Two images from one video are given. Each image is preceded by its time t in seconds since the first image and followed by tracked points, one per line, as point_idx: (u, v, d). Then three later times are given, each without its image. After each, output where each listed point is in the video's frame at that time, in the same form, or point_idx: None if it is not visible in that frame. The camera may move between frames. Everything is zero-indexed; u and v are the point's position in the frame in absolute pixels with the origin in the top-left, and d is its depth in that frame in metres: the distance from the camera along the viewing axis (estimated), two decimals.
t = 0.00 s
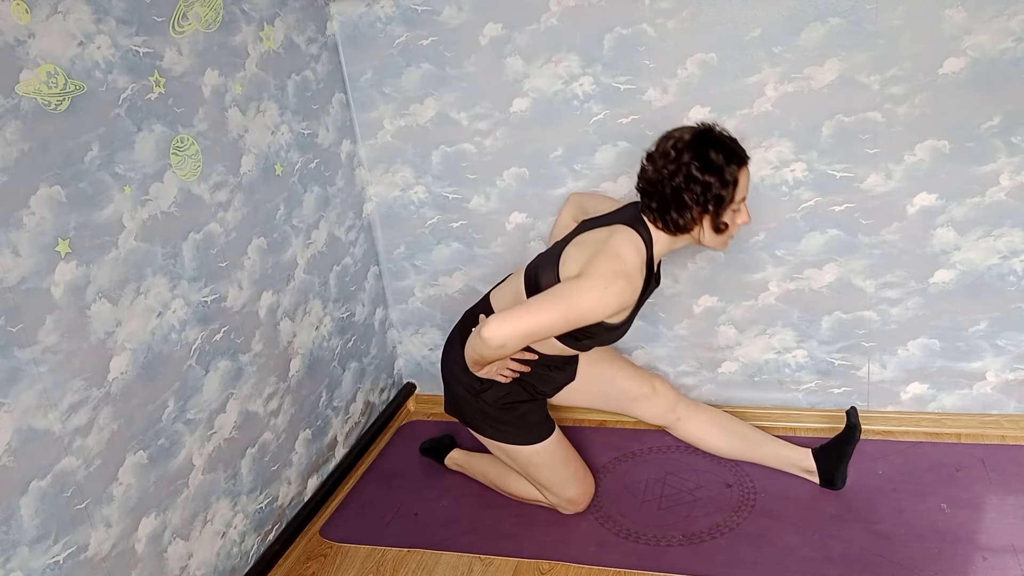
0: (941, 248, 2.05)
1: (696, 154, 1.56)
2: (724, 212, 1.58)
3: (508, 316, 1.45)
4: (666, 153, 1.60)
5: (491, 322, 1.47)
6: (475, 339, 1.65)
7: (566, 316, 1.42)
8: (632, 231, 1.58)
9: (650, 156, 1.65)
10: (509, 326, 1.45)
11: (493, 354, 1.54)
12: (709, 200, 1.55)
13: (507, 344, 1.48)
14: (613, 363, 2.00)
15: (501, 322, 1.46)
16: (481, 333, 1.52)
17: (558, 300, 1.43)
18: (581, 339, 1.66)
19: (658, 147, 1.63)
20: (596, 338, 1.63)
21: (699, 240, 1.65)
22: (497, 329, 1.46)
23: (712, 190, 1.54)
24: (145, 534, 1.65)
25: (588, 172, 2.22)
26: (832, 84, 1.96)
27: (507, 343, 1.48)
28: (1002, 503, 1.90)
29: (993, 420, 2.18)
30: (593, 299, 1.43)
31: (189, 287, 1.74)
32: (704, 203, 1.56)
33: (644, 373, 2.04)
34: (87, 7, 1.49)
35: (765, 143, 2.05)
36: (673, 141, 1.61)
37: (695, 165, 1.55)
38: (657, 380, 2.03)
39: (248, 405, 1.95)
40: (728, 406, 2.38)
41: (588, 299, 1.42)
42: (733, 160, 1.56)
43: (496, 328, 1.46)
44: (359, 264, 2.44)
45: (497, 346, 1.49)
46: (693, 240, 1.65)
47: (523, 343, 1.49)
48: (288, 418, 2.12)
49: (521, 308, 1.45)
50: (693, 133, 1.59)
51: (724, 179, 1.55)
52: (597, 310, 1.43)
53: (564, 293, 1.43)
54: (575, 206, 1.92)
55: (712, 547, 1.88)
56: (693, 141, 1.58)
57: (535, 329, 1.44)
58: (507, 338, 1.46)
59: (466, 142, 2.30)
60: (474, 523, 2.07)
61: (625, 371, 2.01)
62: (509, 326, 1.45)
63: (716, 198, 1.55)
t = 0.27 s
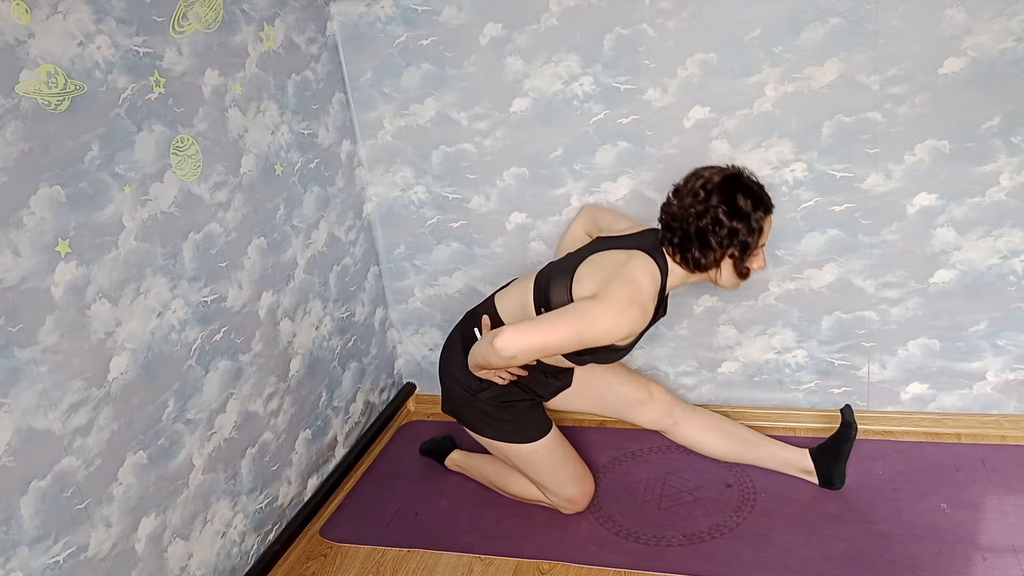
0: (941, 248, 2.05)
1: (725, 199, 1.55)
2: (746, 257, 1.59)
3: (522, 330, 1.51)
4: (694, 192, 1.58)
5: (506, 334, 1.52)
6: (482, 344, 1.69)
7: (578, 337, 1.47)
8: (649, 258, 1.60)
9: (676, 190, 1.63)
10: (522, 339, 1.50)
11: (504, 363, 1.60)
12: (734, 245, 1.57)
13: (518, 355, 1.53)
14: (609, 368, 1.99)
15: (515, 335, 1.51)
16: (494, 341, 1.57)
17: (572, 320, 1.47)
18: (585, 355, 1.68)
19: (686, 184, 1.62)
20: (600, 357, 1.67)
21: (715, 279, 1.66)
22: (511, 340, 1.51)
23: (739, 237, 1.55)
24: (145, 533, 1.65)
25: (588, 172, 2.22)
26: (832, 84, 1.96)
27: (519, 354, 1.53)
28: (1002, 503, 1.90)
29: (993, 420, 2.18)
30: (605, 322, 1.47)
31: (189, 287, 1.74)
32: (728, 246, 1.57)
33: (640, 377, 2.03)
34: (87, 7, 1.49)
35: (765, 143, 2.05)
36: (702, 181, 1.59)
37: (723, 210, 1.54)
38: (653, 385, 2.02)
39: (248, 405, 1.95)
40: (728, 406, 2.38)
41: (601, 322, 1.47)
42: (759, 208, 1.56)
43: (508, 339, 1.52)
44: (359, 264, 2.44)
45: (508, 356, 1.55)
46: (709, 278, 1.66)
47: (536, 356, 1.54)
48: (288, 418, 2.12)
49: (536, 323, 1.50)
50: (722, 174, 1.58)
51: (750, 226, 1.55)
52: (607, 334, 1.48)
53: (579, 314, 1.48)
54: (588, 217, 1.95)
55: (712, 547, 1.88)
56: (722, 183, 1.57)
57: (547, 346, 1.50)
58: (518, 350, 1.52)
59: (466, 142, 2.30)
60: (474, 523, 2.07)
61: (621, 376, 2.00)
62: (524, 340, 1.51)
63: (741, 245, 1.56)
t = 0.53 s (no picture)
0: (941, 248, 2.05)
1: (742, 235, 1.57)
2: (757, 293, 1.63)
3: (529, 344, 1.52)
4: (711, 225, 1.60)
5: (515, 346, 1.54)
6: (485, 349, 1.70)
7: (584, 355, 1.49)
8: (659, 279, 1.60)
9: (692, 220, 1.65)
10: (529, 353, 1.52)
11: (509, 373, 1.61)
12: (746, 281, 1.60)
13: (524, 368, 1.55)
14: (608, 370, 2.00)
15: (522, 348, 1.53)
16: (500, 351, 1.59)
17: (579, 337, 1.48)
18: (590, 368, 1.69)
19: (702, 215, 1.64)
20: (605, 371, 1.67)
21: (723, 310, 1.70)
22: (518, 353, 1.53)
23: (753, 274, 1.58)
24: (145, 533, 1.65)
25: (588, 172, 2.22)
26: (832, 84, 1.96)
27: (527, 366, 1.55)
28: (1002, 503, 1.90)
29: (993, 420, 2.18)
30: (612, 341, 1.48)
31: (189, 287, 1.74)
32: (741, 281, 1.59)
33: (638, 378, 2.03)
34: (87, 7, 1.49)
35: (765, 143, 2.05)
36: (718, 214, 1.61)
37: (739, 246, 1.57)
38: (650, 385, 2.02)
39: (248, 405, 1.95)
40: (728, 406, 2.38)
41: (607, 341, 1.48)
42: (774, 246, 1.59)
43: (515, 352, 1.53)
44: (359, 264, 2.44)
45: (514, 367, 1.57)
46: (717, 309, 1.69)
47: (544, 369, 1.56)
48: (289, 418, 2.12)
49: (542, 338, 1.52)
50: (739, 210, 1.60)
51: (764, 264, 1.58)
52: (613, 355, 1.49)
53: (586, 331, 1.49)
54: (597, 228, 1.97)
55: (712, 547, 1.88)
56: (739, 220, 1.59)
57: (552, 363, 1.51)
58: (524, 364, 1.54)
59: (466, 142, 2.30)
60: (474, 523, 2.07)
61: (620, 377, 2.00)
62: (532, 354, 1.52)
63: (753, 281, 1.59)
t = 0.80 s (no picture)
0: (941, 248, 2.05)
1: (749, 257, 1.57)
2: (762, 313, 1.63)
3: (532, 352, 1.52)
4: (719, 244, 1.60)
5: (518, 353, 1.54)
6: (487, 353, 1.70)
7: (586, 367, 1.49)
8: (661, 293, 1.62)
9: (699, 237, 1.65)
10: (531, 361, 1.52)
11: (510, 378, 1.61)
12: (751, 301, 1.60)
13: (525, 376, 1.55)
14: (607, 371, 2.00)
15: (525, 356, 1.53)
16: (503, 357, 1.59)
17: (582, 348, 1.49)
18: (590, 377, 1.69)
19: (709, 234, 1.64)
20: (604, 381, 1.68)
21: (725, 329, 1.70)
22: (521, 361, 1.53)
23: (758, 295, 1.59)
24: (145, 533, 1.65)
25: (588, 172, 2.22)
26: (832, 84, 1.96)
27: (528, 373, 1.55)
28: (1002, 503, 1.90)
29: (994, 420, 2.18)
30: (614, 353, 1.49)
31: (189, 287, 1.74)
32: (746, 301, 1.60)
33: (637, 380, 2.04)
34: (87, 7, 1.49)
35: (765, 143, 2.05)
36: (726, 234, 1.61)
37: (745, 267, 1.57)
38: (649, 386, 2.02)
39: (248, 405, 1.95)
40: (727, 406, 2.38)
41: (610, 353, 1.48)
42: (779, 268, 1.60)
43: (518, 359, 1.54)
44: (359, 264, 2.44)
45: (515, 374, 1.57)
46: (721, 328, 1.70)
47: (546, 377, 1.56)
48: (288, 418, 2.12)
49: (545, 347, 1.52)
50: (747, 231, 1.60)
51: (769, 286, 1.59)
52: (614, 367, 1.50)
53: (591, 342, 1.49)
54: (602, 236, 1.97)
55: (712, 547, 1.88)
56: (747, 240, 1.59)
57: (554, 372, 1.52)
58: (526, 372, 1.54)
59: (466, 142, 2.30)
60: (474, 523, 2.07)
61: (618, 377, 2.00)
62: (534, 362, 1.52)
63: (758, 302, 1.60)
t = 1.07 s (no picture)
0: (941, 248, 2.05)
1: (750, 262, 1.57)
2: (762, 318, 1.63)
3: (532, 351, 1.52)
4: (719, 250, 1.60)
5: (518, 351, 1.53)
6: (487, 351, 1.70)
7: (585, 367, 1.49)
8: (662, 297, 1.62)
9: (700, 242, 1.65)
10: (531, 359, 1.52)
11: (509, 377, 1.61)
12: (752, 307, 1.60)
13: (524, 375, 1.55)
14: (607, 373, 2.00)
15: (524, 355, 1.53)
16: (502, 356, 1.59)
17: (582, 348, 1.49)
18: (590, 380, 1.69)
19: (709, 239, 1.63)
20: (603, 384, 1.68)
21: (725, 334, 1.70)
22: (520, 360, 1.53)
23: (758, 300, 1.59)
24: (145, 533, 1.65)
25: (588, 172, 2.22)
26: (832, 84, 1.96)
27: (528, 373, 1.55)
28: (1002, 503, 1.90)
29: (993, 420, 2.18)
30: (615, 354, 1.49)
31: (189, 287, 1.74)
32: (746, 307, 1.60)
33: (637, 382, 2.04)
34: (87, 7, 1.49)
35: (765, 143, 2.05)
36: (726, 239, 1.61)
37: (746, 273, 1.56)
38: (648, 388, 2.02)
39: (248, 405, 1.95)
40: (728, 406, 2.38)
41: (610, 355, 1.48)
42: (780, 274, 1.60)
43: (517, 358, 1.53)
44: (359, 264, 2.44)
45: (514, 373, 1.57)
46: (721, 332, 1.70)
47: (545, 377, 1.56)
48: (288, 418, 2.12)
49: (545, 346, 1.52)
50: (748, 237, 1.60)
51: (769, 291, 1.59)
52: (613, 369, 1.50)
53: (591, 343, 1.49)
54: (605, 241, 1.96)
55: (712, 547, 1.88)
56: (747, 246, 1.58)
57: (553, 372, 1.52)
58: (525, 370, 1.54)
59: (466, 142, 2.30)
60: (474, 523, 2.07)
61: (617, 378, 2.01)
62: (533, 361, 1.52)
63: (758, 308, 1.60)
